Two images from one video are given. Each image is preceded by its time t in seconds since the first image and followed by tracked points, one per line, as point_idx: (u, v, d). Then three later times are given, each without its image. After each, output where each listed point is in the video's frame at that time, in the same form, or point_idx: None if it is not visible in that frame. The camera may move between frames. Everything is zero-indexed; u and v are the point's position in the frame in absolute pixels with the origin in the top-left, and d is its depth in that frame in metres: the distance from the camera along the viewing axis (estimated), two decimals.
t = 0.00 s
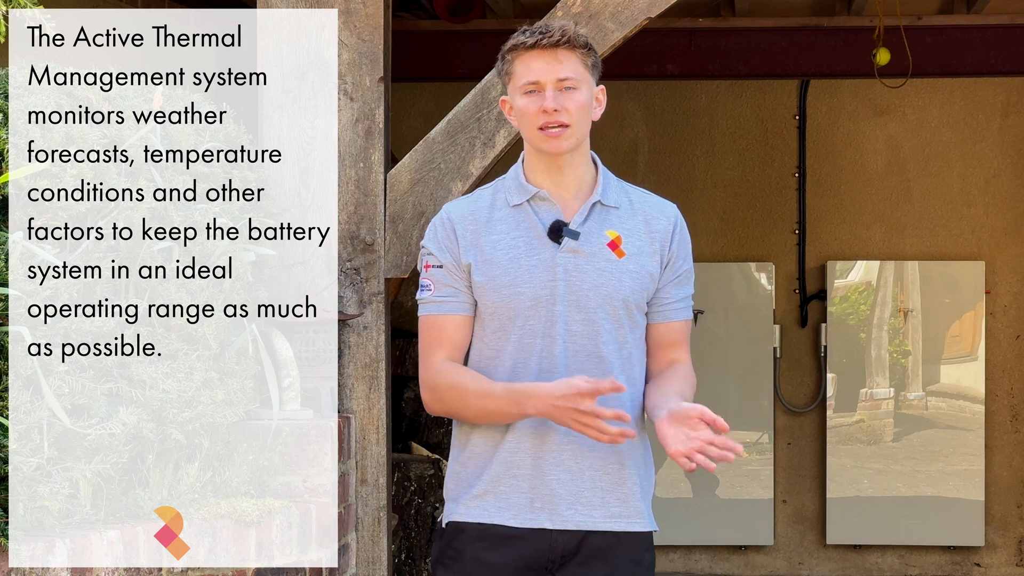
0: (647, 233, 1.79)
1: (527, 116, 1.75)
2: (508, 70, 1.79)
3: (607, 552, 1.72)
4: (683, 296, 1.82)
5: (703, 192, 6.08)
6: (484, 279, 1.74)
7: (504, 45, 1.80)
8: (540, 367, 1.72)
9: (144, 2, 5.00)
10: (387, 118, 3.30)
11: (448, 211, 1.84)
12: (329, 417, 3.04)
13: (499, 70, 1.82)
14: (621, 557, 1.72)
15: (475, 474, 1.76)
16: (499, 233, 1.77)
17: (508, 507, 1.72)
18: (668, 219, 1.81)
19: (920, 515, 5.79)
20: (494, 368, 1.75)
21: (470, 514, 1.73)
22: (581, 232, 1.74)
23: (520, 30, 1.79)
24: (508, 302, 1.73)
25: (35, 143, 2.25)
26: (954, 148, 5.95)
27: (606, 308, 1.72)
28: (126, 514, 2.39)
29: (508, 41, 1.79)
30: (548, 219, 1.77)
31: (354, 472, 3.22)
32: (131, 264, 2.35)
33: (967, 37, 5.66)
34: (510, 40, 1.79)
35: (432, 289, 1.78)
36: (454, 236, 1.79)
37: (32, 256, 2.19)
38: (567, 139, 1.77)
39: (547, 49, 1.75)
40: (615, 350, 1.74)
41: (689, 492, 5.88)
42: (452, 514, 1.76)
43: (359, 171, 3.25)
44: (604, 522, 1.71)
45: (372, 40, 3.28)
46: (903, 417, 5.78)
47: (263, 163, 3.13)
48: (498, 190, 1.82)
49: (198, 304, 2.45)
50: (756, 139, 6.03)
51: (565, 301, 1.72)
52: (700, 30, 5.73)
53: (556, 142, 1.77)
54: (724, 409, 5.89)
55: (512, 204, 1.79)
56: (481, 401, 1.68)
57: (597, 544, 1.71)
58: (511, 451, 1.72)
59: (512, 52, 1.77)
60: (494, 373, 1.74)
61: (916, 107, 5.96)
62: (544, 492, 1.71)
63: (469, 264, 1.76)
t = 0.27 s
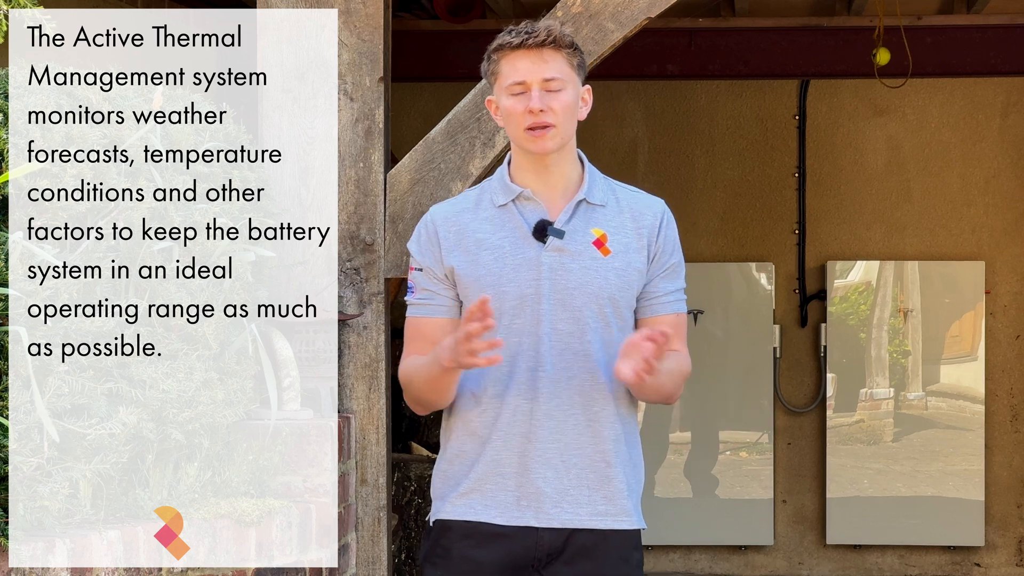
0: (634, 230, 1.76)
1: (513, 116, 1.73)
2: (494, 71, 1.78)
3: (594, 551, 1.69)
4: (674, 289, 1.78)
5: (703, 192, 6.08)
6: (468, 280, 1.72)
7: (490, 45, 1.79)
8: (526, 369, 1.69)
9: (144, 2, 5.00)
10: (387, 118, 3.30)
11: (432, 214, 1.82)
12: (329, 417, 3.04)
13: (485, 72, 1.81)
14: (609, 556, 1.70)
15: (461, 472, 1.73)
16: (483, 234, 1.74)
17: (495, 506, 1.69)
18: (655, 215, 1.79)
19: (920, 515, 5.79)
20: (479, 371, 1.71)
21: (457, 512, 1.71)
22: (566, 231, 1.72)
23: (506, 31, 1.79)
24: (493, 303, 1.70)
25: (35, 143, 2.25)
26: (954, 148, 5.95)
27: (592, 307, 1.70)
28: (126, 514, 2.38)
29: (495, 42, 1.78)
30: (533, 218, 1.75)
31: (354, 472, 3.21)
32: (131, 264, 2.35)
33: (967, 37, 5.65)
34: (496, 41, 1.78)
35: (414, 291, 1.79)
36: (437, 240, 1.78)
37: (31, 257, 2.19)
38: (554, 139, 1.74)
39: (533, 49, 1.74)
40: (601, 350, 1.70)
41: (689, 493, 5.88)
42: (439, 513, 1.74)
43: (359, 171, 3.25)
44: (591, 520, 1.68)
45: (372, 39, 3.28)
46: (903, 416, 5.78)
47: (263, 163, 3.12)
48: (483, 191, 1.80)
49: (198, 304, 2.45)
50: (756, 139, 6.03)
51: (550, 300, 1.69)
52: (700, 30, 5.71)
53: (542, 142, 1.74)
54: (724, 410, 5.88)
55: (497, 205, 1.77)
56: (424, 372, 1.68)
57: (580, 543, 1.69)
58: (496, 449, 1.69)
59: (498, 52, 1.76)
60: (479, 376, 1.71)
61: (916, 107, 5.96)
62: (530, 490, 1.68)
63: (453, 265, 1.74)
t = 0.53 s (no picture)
0: (620, 229, 1.77)
1: (500, 115, 1.73)
2: (481, 70, 1.77)
3: (585, 547, 1.70)
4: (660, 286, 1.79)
5: (703, 192, 6.08)
6: (454, 280, 1.73)
7: (478, 43, 1.78)
8: (512, 369, 1.70)
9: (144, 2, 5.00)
10: (387, 118, 3.30)
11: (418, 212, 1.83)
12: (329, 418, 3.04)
13: (473, 69, 1.81)
14: (602, 554, 1.71)
15: (451, 473, 1.74)
16: (470, 234, 1.75)
17: (485, 506, 1.70)
18: (641, 214, 1.79)
19: (920, 515, 5.79)
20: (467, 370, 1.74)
21: (447, 513, 1.72)
22: (551, 232, 1.73)
23: (494, 29, 1.78)
24: (479, 303, 1.71)
25: (35, 143, 2.25)
26: (954, 148, 5.95)
27: (578, 308, 1.71)
28: (126, 514, 2.39)
29: (483, 40, 1.77)
30: (519, 219, 1.76)
31: (354, 472, 3.22)
32: (131, 265, 2.35)
33: (967, 36, 5.65)
34: (484, 39, 1.77)
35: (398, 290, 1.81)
36: (422, 239, 1.79)
37: (31, 257, 2.19)
38: (541, 138, 1.75)
39: (520, 48, 1.73)
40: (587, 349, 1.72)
41: (689, 492, 5.89)
42: (429, 513, 1.75)
43: (359, 171, 3.25)
44: (581, 520, 1.69)
45: (372, 39, 3.28)
46: (903, 416, 5.78)
47: (263, 163, 3.12)
48: (470, 189, 1.81)
49: (198, 305, 2.45)
50: (756, 139, 6.03)
51: (536, 301, 1.71)
52: (700, 30, 5.70)
53: (529, 141, 1.75)
54: (723, 410, 5.89)
55: (484, 204, 1.77)
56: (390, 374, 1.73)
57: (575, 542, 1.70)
58: (484, 450, 1.71)
59: (486, 51, 1.76)
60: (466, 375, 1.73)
61: (916, 107, 5.96)
62: (519, 490, 1.70)
63: (438, 266, 1.75)
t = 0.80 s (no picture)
0: (605, 233, 1.73)
1: (484, 117, 1.68)
2: (466, 71, 1.72)
3: (566, 551, 1.68)
4: (648, 291, 1.75)
5: (703, 192, 6.08)
6: (437, 284, 1.72)
7: (464, 43, 1.72)
8: (493, 374, 1.68)
9: (144, 2, 5.00)
10: (387, 118, 3.30)
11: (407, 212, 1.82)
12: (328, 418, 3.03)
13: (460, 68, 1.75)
14: (582, 557, 1.69)
15: (433, 473, 1.74)
16: (453, 237, 1.73)
17: (465, 507, 1.70)
18: (628, 216, 1.74)
19: (920, 515, 5.79)
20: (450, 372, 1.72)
21: (427, 512, 1.72)
22: (534, 236, 1.70)
23: (480, 28, 1.71)
24: (461, 307, 1.70)
25: (35, 143, 2.25)
26: (954, 148, 5.95)
27: (560, 314, 1.68)
28: (126, 514, 2.38)
29: (468, 40, 1.71)
30: (503, 222, 1.73)
31: (354, 472, 3.22)
32: (131, 265, 2.34)
33: (967, 37, 5.64)
34: (469, 39, 1.71)
35: (390, 290, 1.81)
36: (409, 241, 1.77)
37: (31, 257, 2.19)
38: (526, 140, 1.70)
39: (506, 50, 1.67)
40: (569, 355, 1.69)
41: (689, 492, 5.89)
42: (410, 511, 1.75)
43: (359, 171, 3.25)
44: (560, 523, 1.68)
45: (372, 39, 3.27)
46: (903, 416, 5.78)
47: (263, 163, 3.12)
48: (456, 189, 1.78)
49: (199, 304, 2.46)
50: (756, 139, 6.03)
51: (517, 307, 1.67)
52: (700, 30, 5.70)
53: (513, 142, 1.70)
54: (722, 409, 5.88)
55: (468, 207, 1.75)
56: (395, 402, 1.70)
57: (550, 543, 1.68)
58: (465, 452, 1.70)
59: (471, 51, 1.70)
60: (450, 378, 1.72)
61: (916, 107, 5.96)
62: (499, 492, 1.69)
63: (423, 268, 1.74)
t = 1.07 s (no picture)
0: (594, 234, 1.71)
1: (474, 117, 1.67)
2: (456, 70, 1.71)
3: (555, 552, 1.66)
4: (636, 293, 1.74)
5: (703, 192, 6.08)
6: (425, 283, 1.69)
7: (455, 42, 1.71)
8: (480, 374, 1.66)
9: (143, 2, 5.00)
10: (387, 118, 3.31)
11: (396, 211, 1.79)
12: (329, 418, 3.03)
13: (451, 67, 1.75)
14: (571, 557, 1.67)
15: (420, 473, 1.71)
16: (442, 236, 1.71)
17: (453, 508, 1.68)
18: (617, 218, 1.73)
19: (920, 515, 5.79)
20: (436, 374, 1.69)
21: (415, 513, 1.69)
22: (522, 237, 1.68)
23: (471, 28, 1.71)
24: (449, 307, 1.67)
25: (35, 143, 2.26)
26: (954, 148, 5.95)
27: (547, 315, 1.66)
28: (126, 514, 2.38)
29: (459, 40, 1.70)
30: (491, 222, 1.71)
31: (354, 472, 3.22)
32: (131, 264, 2.35)
33: (967, 37, 5.64)
34: (460, 38, 1.70)
35: (377, 289, 1.78)
36: (398, 240, 1.75)
37: (31, 257, 2.20)
38: (515, 140, 1.68)
39: (497, 50, 1.67)
40: (557, 357, 1.67)
41: (689, 492, 5.89)
42: (398, 512, 1.72)
43: (359, 171, 3.26)
44: (550, 524, 1.66)
45: (372, 39, 3.28)
46: (903, 416, 5.78)
47: (263, 163, 3.12)
48: (446, 188, 1.76)
49: (199, 305, 2.46)
50: (756, 139, 6.03)
51: (505, 307, 1.66)
52: (700, 30, 5.70)
53: (502, 142, 1.68)
54: (722, 409, 5.88)
55: (457, 206, 1.73)
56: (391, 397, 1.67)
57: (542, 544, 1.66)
58: (453, 452, 1.68)
59: (462, 51, 1.69)
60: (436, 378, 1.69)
61: (916, 107, 5.95)
62: (487, 493, 1.67)
63: (412, 267, 1.71)
